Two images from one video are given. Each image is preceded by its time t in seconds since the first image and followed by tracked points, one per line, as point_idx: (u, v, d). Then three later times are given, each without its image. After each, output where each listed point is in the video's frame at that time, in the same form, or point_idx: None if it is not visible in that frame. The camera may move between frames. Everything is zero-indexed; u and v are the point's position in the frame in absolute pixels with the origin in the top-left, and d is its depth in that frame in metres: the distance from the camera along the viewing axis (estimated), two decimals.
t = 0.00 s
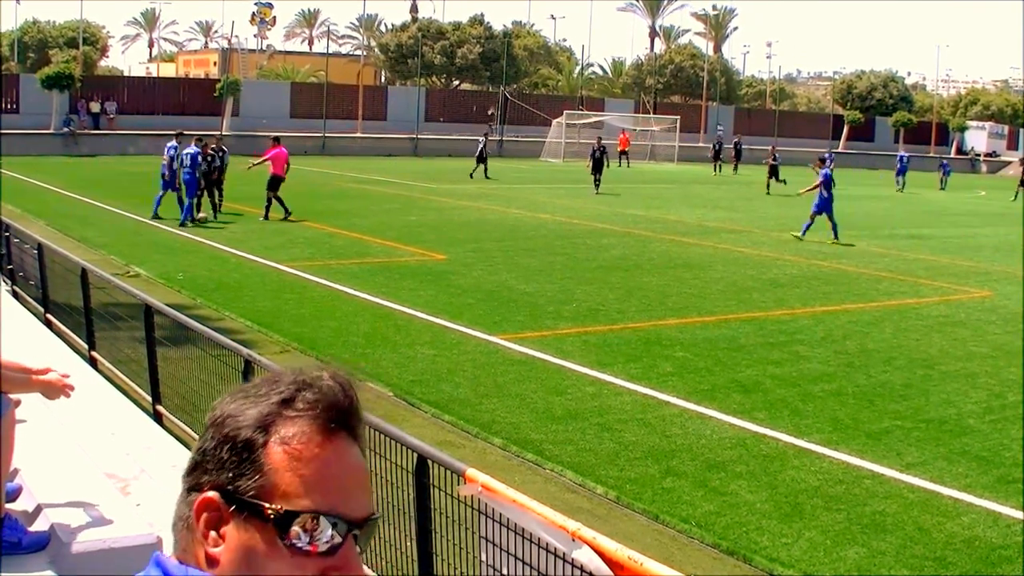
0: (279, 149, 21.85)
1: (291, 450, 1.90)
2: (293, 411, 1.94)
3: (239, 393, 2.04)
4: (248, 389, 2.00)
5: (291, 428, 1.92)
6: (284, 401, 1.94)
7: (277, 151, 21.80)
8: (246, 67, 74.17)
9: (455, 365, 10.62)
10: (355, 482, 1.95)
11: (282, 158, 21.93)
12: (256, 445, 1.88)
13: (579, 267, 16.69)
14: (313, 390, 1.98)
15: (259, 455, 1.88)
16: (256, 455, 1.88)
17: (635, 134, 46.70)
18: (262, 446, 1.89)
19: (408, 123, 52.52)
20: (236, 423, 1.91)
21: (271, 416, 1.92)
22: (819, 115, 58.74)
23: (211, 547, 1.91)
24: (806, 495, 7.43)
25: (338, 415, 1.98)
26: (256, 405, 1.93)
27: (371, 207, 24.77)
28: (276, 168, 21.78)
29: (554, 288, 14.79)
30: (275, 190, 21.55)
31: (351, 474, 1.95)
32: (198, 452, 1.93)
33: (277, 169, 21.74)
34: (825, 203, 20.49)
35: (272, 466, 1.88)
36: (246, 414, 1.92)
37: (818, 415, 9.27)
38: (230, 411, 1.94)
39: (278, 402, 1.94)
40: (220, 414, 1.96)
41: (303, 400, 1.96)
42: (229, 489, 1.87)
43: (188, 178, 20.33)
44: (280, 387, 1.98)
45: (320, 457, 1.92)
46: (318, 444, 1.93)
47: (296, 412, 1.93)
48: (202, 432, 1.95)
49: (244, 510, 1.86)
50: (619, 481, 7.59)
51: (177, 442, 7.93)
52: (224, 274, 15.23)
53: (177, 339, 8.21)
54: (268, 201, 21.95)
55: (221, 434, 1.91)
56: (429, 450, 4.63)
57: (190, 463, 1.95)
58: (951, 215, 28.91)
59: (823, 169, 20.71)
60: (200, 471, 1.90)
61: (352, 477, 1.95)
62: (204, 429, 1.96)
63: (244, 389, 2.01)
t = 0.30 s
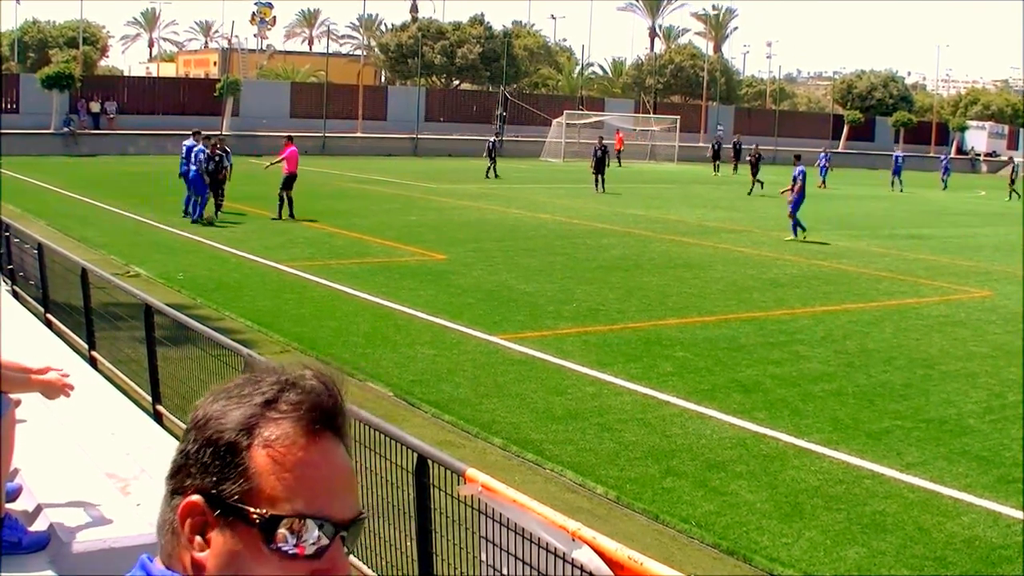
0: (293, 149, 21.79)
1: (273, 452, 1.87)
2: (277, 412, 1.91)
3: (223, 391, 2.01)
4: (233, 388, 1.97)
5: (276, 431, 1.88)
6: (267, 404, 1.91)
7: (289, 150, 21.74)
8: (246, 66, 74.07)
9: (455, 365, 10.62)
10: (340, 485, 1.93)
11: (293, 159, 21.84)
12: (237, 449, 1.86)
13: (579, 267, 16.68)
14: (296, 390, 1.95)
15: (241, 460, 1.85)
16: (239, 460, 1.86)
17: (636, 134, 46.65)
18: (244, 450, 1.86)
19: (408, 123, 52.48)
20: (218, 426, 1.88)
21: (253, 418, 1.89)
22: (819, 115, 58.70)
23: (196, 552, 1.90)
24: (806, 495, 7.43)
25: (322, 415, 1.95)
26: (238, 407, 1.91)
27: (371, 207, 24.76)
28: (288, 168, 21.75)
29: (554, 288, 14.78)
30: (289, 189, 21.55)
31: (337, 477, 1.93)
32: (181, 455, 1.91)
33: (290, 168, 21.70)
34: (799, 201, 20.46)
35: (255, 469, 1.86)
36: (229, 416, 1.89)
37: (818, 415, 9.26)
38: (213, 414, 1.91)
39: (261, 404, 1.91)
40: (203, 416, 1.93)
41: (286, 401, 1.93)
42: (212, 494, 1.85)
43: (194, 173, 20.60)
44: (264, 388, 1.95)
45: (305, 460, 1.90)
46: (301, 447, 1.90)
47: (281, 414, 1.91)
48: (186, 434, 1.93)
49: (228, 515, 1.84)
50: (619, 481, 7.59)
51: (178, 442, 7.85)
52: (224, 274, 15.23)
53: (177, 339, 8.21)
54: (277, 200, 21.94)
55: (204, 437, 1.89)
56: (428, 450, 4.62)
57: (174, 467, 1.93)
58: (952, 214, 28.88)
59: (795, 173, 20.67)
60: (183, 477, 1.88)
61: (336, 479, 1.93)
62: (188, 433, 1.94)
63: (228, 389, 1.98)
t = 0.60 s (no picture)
0: (304, 150, 21.79)
1: (281, 453, 1.87)
2: (284, 413, 1.91)
3: (228, 392, 2.01)
4: (237, 389, 1.97)
5: (284, 431, 1.89)
6: (275, 404, 1.92)
7: (303, 151, 21.76)
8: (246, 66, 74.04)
9: (455, 364, 10.62)
10: (347, 486, 1.93)
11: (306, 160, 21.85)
12: (246, 448, 1.86)
13: (579, 267, 16.69)
14: (303, 391, 1.96)
15: (248, 461, 1.85)
16: (247, 460, 1.85)
17: (636, 134, 46.65)
18: (252, 449, 1.86)
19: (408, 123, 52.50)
20: (224, 428, 1.87)
21: (260, 419, 1.89)
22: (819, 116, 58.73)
23: (204, 552, 1.89)
24: (807, 495, 7.43)
25: (328, 416, 1.95)
26: (245, 408, 1.90)
27: (372, 207, 24.77)
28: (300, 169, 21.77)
29: (554, 288, 14.79)
30: (303, 190, 21.58)
31: (343, 478, 1.93)
32: (186, 456, 1.90)
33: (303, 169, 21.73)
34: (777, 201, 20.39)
35: (264, 468, 1.86)
36: (235, 416, 1.89)
37: (818, 415, 9.27)
38: (218, 415, 1.91)
39: (267, 404, 1.91)
40: (207, 417, 1.92)
41: (293, 401, 1.94)
42: (221, 493, 1.84)
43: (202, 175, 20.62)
44: (270, 389, 1.95)
45: (311, 460, 1.90)
46: (309, 447, 1.90)
47: (288, 415, 1.91)
48: (191, 434, 1.92)
49: (236, 515, 1.84)
50: (619, 481, 7.59)
51: (178, 442, 7.85)
52: (224, 274, 15.24)
53: (178, 339, 8.21)
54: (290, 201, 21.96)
55: (212, 439, 1.88)
56: (429, 450, 4.62)
57: (177, 469, 1.92)
58: (952, 214, 28.89)
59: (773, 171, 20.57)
60: (191, 477, 1.87)
61: (343, 479, 1.93)
62: (192, 434, 1.93)
63: (234, 390, 1.98)
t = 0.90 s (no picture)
0: (320, 150, 21.81)
1: (284, 443, 1.88)
2: (284, 405, 1.91)
3: (224, 387, 2.01)
4: (236, 384, 1.97)
5: (284, 423, 1.89)
6: (275, 396, 1.92)
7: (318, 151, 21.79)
8: (247, 66, 73.97)
9: (456, 365, 10.63)
10: (348, 477, 1.94)
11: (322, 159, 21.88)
12: (247, 439, 1.86)
13: (579, 267, 16.70)
14: (301, 384, 1.97)
15: (250, 451, 1.85)
16: (249, 451, 1.85)
17: (637, 134, 46.64)
18: (254, 440, 1.86)
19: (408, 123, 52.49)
20: (225, 419, 1.87)
21: (263, 410, 1.89)
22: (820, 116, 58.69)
23: (206, 542, 1.88)
24: (807, 495, 7.43)
25: (328, 408, 1.95)
26: (246, 401, 1.90)
27: (372, 207, 24.76)
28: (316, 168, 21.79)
29: (555, 288, 14.80)
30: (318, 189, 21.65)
31: (345, 468, 1.93)
32: (187, 448, 1.90)
33: (319, 168, 21.75)
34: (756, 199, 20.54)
35: (266, 458, 1.86)
36: (236, 407, 1.89)
37: (819, 415, 9.27)
38: (217, 408, 1.90)
39: (268, 397, 1.91)
40: (208, 410, 1.92)
41: (293, 393, 1.94)
42: (222, 484, 1.84)
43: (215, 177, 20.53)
44: (269, 382, 1.95)
45: (313, 450, 1.90)
46: (309, 437, 1.91)
47: (289, 406, 1.91)
48: (191, 426, 1.91)
49: (238, 504, 1.84)
50: (620, 481, 7.58)
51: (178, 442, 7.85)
52: (225, 274, 15.24)
53: (178, 339, 8.21)
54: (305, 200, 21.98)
55: (213, 431, 1.87)
56: (430, 449, 4.62)
57: (177, 460, 1.91)
58: (953, 214, 28.87)
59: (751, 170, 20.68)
60: (192, 468, 1.87)
61: (343, 469, 1.94)
62: (190, 427, 1.92)
63: (235, 383, 1.98)
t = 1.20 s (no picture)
0: (332, 150, 21.89)
1: (250, 449, 1.86)
2: (252, 408, 1.90)
3: (193, 391, 1.99)
4: (203, 386, 1.96)
5: (252, 426, 1.88)
6: (242, 399, 1.91)
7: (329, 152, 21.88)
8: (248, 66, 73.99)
9: (457, 364, 10.63)
10: (321, 474, 1.93)
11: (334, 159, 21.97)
12: (213, 445, 1.85)
13: (579, 267, 16.69)
14: (270, 384, 1.96)
15: (217, 457, 1.84)
16: (217, 458, 1.84)
17: (637, 134, 46.62)
18: (221, 445, 1.85)
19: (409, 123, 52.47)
20: (191, 426, 1.86)
21: (231, 415, 1.88)
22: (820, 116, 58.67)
23: (181, 551, 1.88)
24: (807, 495, 7.43)
25: (297, 407, 1.94)
26: (214, 405, 1.89)
27: (372, 207, 24.76)
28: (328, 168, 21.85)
29: (555, 288, 14.80)
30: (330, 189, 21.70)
31: (317, 466, 1.92)
32: (155, 456, 1.89)
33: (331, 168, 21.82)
34: (732, 199, 20.54)
35: (235, 464, 1.85)
36: (203, 412, 1.88)
37: (819, 415, 9.26)
38: (185, 412, 1.89)
39: (236, 400, 1.90)
40: (175, 415, 1.91)
41: (261, 396, 1.93)
42: (193, 492, 1.83)
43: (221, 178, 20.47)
44: (235, 385, 1.94)
45: (280, 453, 1.89)
46: (278, 440, 1.89)
47: (258, 409, 1.90)
48: (158, 433, 1.90)
49: (208, 512, 1.84)
50: (620, 481, 7.59)
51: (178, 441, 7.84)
52: (225, 274, 15.24)
53: (178, 339, 8.21)
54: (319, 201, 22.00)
55: (179, 437, 1.86)
56: (428, 449, 4.62)
57: (148, 467, 1.90)
58: (953, 215, 28.87)
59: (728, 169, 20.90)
60: (161, 475, 1.86)
61: (316, 468, 1.94)
62: (157, 434, 1.91)
63: (201, 385, 1.97)
